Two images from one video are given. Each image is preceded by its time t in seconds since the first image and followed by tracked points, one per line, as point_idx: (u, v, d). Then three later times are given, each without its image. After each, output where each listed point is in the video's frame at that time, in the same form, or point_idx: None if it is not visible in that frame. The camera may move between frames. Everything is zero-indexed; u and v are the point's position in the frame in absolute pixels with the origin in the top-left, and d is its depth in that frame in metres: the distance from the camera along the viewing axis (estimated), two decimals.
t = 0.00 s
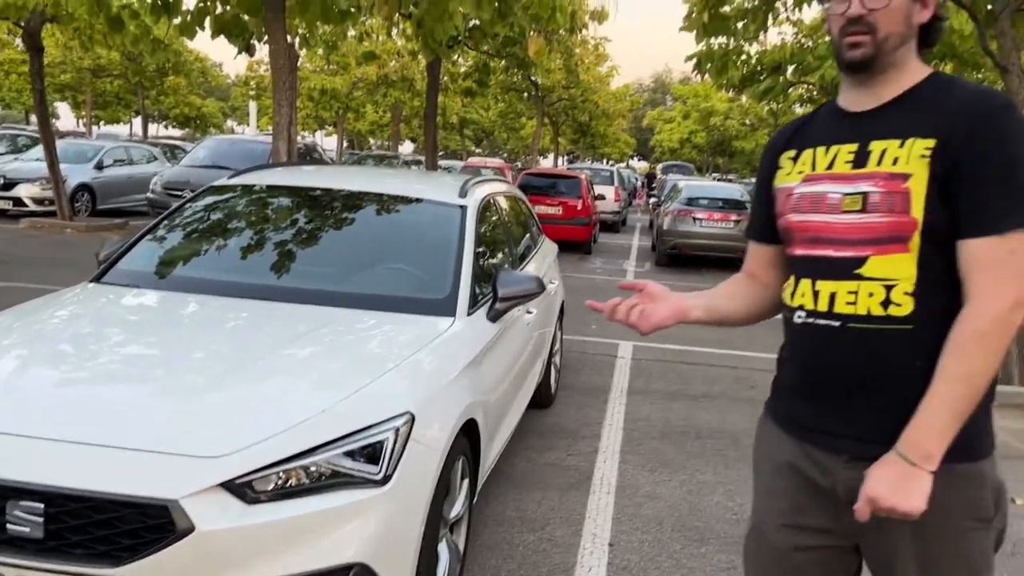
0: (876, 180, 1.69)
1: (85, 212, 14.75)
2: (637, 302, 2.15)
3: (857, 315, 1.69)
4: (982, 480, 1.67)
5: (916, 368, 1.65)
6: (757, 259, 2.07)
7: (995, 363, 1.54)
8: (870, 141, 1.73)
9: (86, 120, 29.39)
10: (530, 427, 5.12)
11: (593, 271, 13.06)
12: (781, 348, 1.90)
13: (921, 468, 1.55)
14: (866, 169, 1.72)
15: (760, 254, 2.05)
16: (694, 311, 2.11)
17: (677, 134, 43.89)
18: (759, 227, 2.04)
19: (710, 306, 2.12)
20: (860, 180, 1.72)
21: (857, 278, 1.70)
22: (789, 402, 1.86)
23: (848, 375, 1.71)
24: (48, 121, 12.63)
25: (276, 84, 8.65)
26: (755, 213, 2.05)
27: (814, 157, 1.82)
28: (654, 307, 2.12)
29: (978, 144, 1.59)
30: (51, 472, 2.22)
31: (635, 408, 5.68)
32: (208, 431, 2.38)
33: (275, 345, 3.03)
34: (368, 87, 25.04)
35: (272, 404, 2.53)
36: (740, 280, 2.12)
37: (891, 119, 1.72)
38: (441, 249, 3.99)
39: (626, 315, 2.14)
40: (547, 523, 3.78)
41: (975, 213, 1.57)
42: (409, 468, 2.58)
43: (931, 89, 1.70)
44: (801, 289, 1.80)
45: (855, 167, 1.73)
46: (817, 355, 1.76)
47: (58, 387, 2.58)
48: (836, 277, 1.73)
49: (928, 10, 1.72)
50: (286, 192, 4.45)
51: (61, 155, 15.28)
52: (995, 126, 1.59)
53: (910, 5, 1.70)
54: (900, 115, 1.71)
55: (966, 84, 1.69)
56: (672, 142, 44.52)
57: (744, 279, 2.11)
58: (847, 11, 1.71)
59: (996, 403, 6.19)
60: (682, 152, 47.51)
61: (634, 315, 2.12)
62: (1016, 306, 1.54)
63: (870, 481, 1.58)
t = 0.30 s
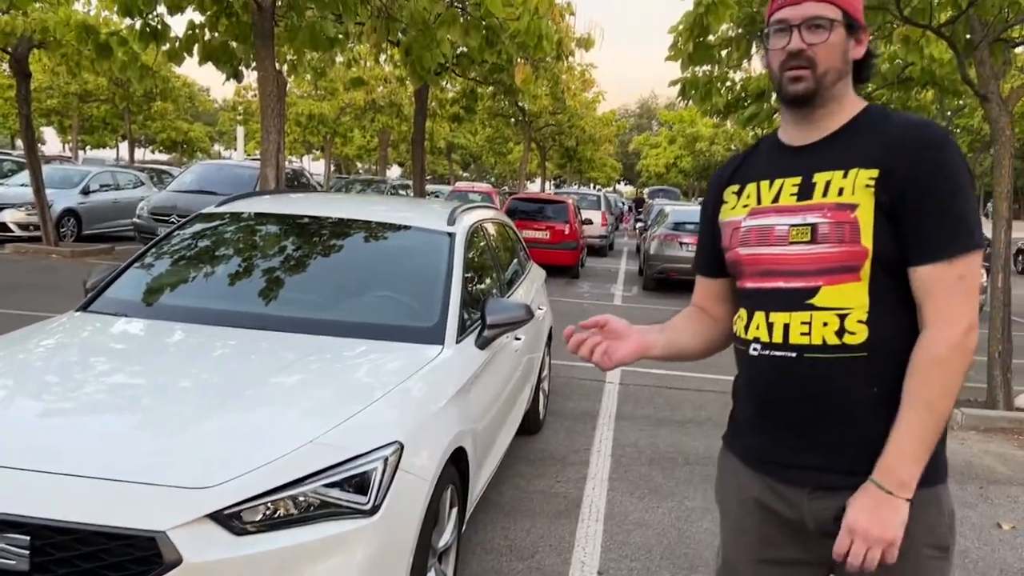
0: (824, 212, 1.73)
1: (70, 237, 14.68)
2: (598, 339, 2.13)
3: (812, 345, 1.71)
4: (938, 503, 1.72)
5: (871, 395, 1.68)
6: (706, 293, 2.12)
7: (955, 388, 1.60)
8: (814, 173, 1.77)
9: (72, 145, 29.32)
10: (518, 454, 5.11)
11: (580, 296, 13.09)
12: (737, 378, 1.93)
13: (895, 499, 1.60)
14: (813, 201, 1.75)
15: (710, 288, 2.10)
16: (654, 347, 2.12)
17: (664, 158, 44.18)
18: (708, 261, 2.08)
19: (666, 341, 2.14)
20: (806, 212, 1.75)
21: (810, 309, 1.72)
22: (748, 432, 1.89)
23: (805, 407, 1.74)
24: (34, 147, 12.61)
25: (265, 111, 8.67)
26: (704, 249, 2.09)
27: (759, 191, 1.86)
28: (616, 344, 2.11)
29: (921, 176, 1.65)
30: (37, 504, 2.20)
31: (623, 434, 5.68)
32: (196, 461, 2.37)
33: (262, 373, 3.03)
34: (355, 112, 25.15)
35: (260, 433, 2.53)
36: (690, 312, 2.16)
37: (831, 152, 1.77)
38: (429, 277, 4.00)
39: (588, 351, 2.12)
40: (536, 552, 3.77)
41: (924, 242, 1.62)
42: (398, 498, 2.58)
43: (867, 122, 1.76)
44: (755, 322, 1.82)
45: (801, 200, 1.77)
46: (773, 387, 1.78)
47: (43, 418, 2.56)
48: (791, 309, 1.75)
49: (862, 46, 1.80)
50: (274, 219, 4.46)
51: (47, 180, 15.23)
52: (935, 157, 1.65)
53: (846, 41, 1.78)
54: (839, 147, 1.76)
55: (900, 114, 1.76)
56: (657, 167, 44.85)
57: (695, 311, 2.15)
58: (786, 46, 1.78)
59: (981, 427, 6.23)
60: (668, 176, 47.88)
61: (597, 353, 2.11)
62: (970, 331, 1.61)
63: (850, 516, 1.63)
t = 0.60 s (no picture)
0: (807, 243, 1.74)
1: (59, 261, 14.61)
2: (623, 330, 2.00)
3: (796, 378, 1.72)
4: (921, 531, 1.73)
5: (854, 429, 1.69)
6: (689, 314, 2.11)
7: (927, 406, 1.56)
8: (794, 203, 1.80)
9: (62, 167, 29.27)
10: (510, 477, 5.10)
11: (572, 316, 13.10)
12: (718, 408, 1.95)
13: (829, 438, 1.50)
14: (795, 232, 1.77)
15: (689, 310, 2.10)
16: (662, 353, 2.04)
17: (653, 178, 44.42)
18: (681, 289, 2.11)
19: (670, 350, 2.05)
20: (788, 243, 1.77)
21: (793, 341, 1.73)
22: (729, 462, 1.90)
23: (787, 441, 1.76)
24: (24, 170, 12.58)
25: (256, 136, 8.70)
26: (673, 277, 2.12)
27: (737, 221, 1.88)
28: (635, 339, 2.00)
29: (909, 210, 1.67)
30: (26, 535, 2.19)
31: (615, 457, 5.68)
32: (187, 489, 2.36)
33: (252, 399, 3.02)
34: (346, 133, 25.22)
35: (250, 460, 2.52)
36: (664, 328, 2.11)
37: (813, 182, 1.80)
38: (421, 301, 4.01)
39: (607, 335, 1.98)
40: None
41: (913, 276, 1.63)
42: (388, 525, 2.57)
43: (847, 154, 1.80)
44: (737, 353, 1.83)
45: (782, 230, 1.79)
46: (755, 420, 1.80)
47: (31, 447, 2.56)
48: (773, 341, 1.76)
49: (841, 77, 1.84)
50: (265, 244, 4.47)
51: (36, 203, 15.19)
52: (923, 192, 1.67)
53: (827, 72, 1.81)
54: (819, 178, 1.79)
55: (881, 147, 1.79)
56: (648, 187, 45.08)
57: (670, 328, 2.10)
58: (767, 74, 1.82)
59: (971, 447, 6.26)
60: (658, 196, 48.13)
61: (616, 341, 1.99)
62: (962, 357, 1.58)
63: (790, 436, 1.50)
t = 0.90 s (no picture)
0: (801, 270, 1.73)
1: (48, 279, 14.54)
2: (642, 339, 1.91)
3: (772, 409, 1.73)
4: (905, 557, 1.74)
5: (835, 471, 1.69)
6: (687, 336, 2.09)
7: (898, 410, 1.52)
8: (793, 229, 1.79)
9: (51, 185, 29.18)
10: (501, 497, 5.09)
11: (563, 332, 13.11)
12: (702, 440, 1.95)
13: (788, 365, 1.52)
14: (790, 258, 1.76)
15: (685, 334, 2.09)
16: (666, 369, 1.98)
17: (643, 193, 44.57)
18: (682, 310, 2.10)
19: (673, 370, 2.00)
20: (782, 269, 1.75)
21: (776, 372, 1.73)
22: (709, 493, 1.91)
23: (768, 478, 1.76)
24: (13, 188, 12.54)
25: (246, 155, 8.71)
26: (671, 298, 2.13)
27: (735, 243, 1.88)
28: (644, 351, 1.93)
29: (910, 242, 1.64)
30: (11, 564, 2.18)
31: (606, 475, 5.68)
32: (175, 514, 2.35)
33: (241, 422, 3.01)
34: (337, 150, 25.27)
35: (239, 484, 2.52)
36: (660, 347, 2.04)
37: (814, 208, 1.79)
38: (412, 321, 4.01)
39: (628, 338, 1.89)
40: None
41: (908, 313, 1.59)
42: (378, 549, 2.57)
43: (848, 183, 1.79)
44: (721, 381, 1.85)
45: (778, 255, 1.77)
46: (734, 453, 1.82)
47: (19, 473, 2.55)
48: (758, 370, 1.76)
49: (856, 103, 1.83)
50: (255, 264, 4.47)
51: (25, 222, 15.14)
52: (926, 227, 1.64)
53: (841, 96, 1.80)
54: (818, 205, 1.79)
55: (889, 179, 1.77)
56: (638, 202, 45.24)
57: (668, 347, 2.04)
58: (778, 92, 1.80)
59: (961, 463, 6.28)
60: (649, 210, 48.30)
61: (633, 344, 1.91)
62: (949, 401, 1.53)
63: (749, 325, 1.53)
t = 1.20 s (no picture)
0: (810, 283, 1.63)
1: (38, 292, 14.46)
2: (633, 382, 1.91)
3: (766, 430, 1.68)
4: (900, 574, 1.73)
5: (834, 499, 1.62)
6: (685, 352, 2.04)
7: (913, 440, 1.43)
8: (806, 239, 1.69)
9: (42, 197, 29.07)
10: (493, 509, 5.06)
11: (556, 343, 13.10)
12: (699, 463, 1.89)
13: (803, 392, 1.41)
14: (801, 270, 1.66)
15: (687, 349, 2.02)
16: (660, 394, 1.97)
17: (635, 204, 44.69)
18: (688, 321, 2.03)
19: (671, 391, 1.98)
20: (790, 281, 1.66)
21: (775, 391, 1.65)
22: (702, 513, 1.86)
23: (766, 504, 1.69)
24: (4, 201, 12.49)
25: (237, 167, 8.69)
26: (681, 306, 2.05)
27: (745, 251, 1.79)
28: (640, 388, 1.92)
29: (935, 260, 1.53)
30: None
31: (599, 487, 5.66)
32: (164, 530, 2.33)
33: (231, 437, 2.99)
34: (329, 161, 25.28)
35: (229, 500, 2.50)
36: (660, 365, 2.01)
37: (831, 218, 1.69)
38: (403, 335, 3.99)
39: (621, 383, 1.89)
40: None
41: (930, 337, 1.49)
42: (368, 564, 2.55)
43: (869, 193, 1.69)
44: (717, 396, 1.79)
45: (787, 266, 1.69)
46: (727, 475, 1.76)
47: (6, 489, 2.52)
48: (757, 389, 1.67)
49: (889, 110, 1.74)
50: (245, 277, 4.45)
51: (16, 234, 15.09)
52: (953, 245, 1.53)
53: (874, 101, 1.71)
54: (833, 216, 1.69)
55: (916, 190, 1.67)
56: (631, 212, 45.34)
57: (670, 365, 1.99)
58: (809, 92, 1.71)
59: (952, 472, 6.29)
60: (642, 220, 48.41)
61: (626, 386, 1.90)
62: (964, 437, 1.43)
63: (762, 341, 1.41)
